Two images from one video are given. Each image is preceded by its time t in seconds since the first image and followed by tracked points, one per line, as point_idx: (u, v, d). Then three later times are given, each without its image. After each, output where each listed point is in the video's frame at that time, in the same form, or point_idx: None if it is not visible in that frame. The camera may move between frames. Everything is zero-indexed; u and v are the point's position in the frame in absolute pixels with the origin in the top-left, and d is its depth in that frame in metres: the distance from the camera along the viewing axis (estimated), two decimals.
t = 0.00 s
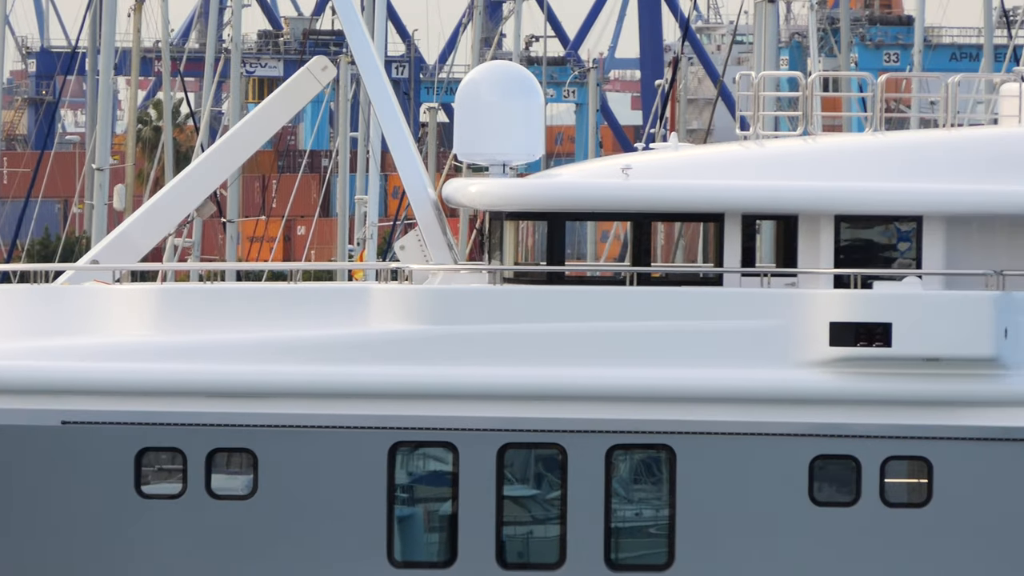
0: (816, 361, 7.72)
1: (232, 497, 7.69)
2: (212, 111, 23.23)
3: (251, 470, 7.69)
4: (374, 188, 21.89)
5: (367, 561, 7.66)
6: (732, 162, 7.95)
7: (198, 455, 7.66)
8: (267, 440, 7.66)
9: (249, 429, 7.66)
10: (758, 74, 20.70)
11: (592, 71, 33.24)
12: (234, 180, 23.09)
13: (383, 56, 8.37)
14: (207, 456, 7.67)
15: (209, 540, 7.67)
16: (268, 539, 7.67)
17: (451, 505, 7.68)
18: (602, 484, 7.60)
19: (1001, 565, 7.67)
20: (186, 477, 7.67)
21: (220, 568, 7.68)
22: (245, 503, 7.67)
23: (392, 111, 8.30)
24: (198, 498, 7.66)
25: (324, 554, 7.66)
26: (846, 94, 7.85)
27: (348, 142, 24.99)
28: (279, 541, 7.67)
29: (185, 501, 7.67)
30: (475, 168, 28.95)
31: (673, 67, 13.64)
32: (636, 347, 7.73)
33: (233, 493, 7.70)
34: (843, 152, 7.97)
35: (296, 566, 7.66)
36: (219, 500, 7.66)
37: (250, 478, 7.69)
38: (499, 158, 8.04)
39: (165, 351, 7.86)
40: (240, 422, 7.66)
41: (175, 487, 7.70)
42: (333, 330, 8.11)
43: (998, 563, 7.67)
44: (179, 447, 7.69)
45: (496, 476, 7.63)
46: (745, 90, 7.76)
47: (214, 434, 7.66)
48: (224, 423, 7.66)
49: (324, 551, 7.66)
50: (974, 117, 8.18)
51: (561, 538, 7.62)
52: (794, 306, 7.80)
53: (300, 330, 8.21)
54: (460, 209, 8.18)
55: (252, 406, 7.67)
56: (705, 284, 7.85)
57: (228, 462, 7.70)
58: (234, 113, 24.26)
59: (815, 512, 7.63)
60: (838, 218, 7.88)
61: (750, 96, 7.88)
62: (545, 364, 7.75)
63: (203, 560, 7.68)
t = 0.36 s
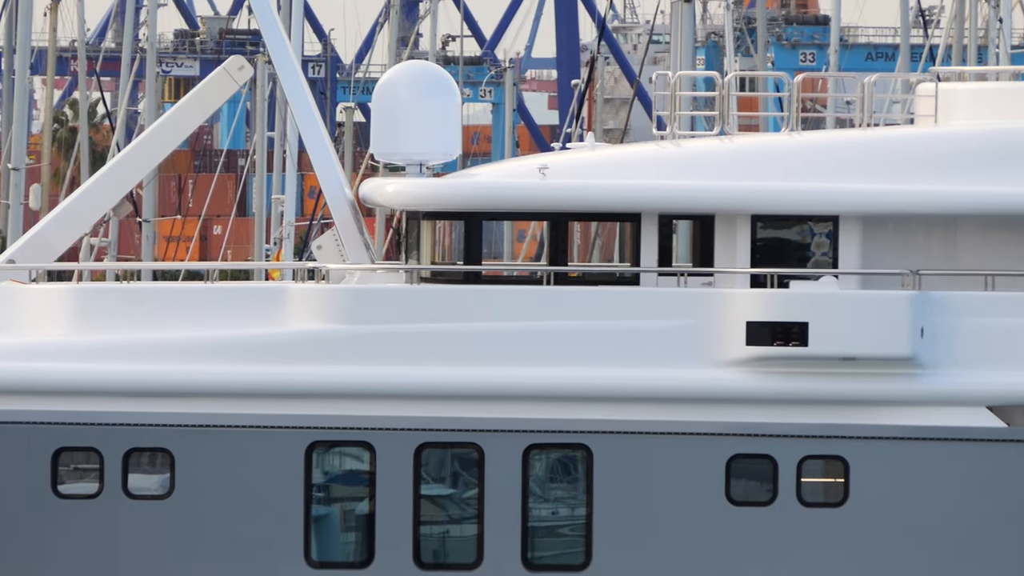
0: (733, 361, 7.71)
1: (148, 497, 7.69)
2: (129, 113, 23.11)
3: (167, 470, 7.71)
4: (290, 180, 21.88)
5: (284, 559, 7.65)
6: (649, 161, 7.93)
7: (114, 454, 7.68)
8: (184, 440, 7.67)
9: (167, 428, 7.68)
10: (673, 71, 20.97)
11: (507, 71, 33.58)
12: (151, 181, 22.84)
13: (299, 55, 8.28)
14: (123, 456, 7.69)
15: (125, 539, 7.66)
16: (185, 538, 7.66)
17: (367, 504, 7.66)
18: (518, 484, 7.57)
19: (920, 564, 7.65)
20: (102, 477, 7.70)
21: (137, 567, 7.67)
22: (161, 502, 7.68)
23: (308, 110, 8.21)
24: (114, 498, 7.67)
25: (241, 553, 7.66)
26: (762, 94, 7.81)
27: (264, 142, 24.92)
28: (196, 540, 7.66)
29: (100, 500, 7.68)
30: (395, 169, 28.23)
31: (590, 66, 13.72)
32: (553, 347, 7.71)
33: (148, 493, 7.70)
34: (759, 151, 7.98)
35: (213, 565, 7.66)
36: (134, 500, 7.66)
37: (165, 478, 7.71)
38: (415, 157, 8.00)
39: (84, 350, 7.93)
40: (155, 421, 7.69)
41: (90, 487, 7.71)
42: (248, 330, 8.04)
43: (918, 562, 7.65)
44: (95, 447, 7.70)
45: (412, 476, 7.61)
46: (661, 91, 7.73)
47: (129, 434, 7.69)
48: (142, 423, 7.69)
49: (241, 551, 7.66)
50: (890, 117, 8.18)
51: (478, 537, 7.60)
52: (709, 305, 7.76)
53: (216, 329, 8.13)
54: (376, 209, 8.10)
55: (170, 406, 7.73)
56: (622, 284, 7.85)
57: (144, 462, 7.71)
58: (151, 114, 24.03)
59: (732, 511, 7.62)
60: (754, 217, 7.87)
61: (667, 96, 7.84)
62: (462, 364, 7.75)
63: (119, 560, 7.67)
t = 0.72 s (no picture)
0: (658, 361, 7.66)
1: (72, 496, 7.62)
2: (51, 111, 23.00)
3: (91, 469, 7.64)
4: (213, 182, 21.74)
5: (210, 559, 7.59)
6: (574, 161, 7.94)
7: (38, 454, 7.59)
8: (107, 439, 7.60)
9: (90, 427, 7.61)
10: (600, 71, 21.07)
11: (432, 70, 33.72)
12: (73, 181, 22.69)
13: (223, 54, 8.24)
14: (48, 456, 7.60)
15: (49, 539, 7.59)
16: (109, 538, 7.60)
17: (291, 502, 7.62)
18: (442, 482, 7.54)
19: (846, 563, 7.62)
20: (25, 476, 7.62)
21: (61, 567, 7.60)
22: (85, 502, 7.60)
23: (233, 109, 8.18)
24: (37, 498, 7.59)
25: (166, 553, 7.61)
26: (686, 93, 7.82)
27: (185, 140, 24.72)
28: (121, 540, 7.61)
29: (23, 500, 7.60)
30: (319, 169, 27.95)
31: (514, 67, 13.86)
32: (479, 347, 7.67)
33: (73, 493, 7.63)
34: (683, 151, 8.01)
35: (138, 565, 7.61)
36: (59, 500, 7.59)
37: (90, 478, 7.64)
38: (340, 157, 7.97)
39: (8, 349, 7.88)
40: (78, 421, 7.61)
41: (15, 486, 7.63)
42: (174, 329, 7.97)
43: (844, 562, 7.61)
44: (19, 445, 7.62)
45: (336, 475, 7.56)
46: (586, 90, 7.74)
47: (53, 433, 7.61)
48: (65, 422, 7.61)
49: (166, 551, 7.60)
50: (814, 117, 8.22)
51: (402, 535, 7.58)
52: (632, 306, 7.70)
53: (142, 328, 8.07)
54: (301, 209, 8.05)
55: (95, 405, 7.70)
56: (549, 284, 7.85)
57: (69, 462, 7.63)
58: (73, 112, 23.79)
59: (657, 511, 7.58)
60: (679, 217, 7.85)
61: (591, 95, 7.84)
62: (389, 364, 7.71)
63: (43, 560, 7.60)
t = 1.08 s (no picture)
0: (595, 361, 7.65)
1: (9, 497, 7.60)
2: None
3: (28, 470, 7.61)
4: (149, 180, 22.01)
5: (147, 559, 7.58)
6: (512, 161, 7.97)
7: None
8: (42, 441, 7.56)
9: (24, 428, 7.56)
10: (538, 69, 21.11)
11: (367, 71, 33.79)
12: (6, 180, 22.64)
13: (160, 54, 8.23)
14: None
15: None
16: (46, 539, 7.58)
17: (229, 502, 7.62)
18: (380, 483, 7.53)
19: (785, 564, 7.57)
20: None
21: None
22: (22, 504, 7.58)
23: (170, 110, 8.19)
24: None
25: (103, 554, 7.58)
26: (623, 94, 7.88)
27: (122, 140, 24.93)
28: (58, 541, 7.58)
29: None
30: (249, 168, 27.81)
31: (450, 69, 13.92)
32: (417, 347, 7.68)
33: (10, 494, 7.61)
34: (620, 151, 8.04)
35: (75, 566, 7.58)
36: None
37: (26, 479, 7.61)
38: (277, 157, 7.97)
39: None
40: (14, 422, 7.58)
41: None
42: (111, 330, 7.95)
43: (783, 563, 7.56)
44: None
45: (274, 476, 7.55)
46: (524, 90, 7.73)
47: None
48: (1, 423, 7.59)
49: (103, 552, 7.58)
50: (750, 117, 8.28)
51: (339, 536, 7.57)
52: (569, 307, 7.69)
53: (80, 329, 8.05)
54: (237, 210, 8.04)
55: (31, 406, 7.68)
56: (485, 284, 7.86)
57: (5, 463, 7.61)
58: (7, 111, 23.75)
59: (595, 512, 7.54)
60: (616, 217, 7.87)
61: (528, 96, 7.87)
62: (327, 364, 7.71)
63: None
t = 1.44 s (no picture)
0: (544, 362, 7.62)
1: None
2: None
3: None
4: (95, 181, 22.04)
5: (96, 559, 7.59)
6: (461, 162, 8.00)
7: None
8: None
9: None
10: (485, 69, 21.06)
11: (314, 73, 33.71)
12: None
13: (108, 55, 8.24)
14: None
15: None
16: None
17: (177, 503, 7.62)
18: (328, 484, 7.54)
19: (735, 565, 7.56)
20: None
21: None
22: None
23: (119, 111, 8.24)
24: None
25: (52, 554, 7.59)
26: (571, 95, 7.93)
27: (71, 139, 24.89)
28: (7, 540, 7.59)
29: None
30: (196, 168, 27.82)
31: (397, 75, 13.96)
32: (366, 348, 7.69)
33: None
34: (570, 153, 8.08)
35: (23, 566, 7.59)
36: None
37: None
38: (226, 158, 7.98)
39: None
40: None
41: None
42: (60, 331, 7.94)
43: (734, 564, 7.55)
44: None
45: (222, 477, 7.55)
46: (472, 90, 7.72)
47: None
48: None
49: (51, 552, 7.58)
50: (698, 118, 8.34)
51: (288, 537, 7.59)
52: (519, 308, 7.68)
53: (29, 329, 8.05)
54: (186, 210, 8.04)
55: None
56: (435, 285, 7.86)
57: None
58: None
59: (544, 513, 7.55)
60: (564, 218, 7.91)
61: (477, 97, 7.87)
62: (276, 365, 7.72)
63: None
